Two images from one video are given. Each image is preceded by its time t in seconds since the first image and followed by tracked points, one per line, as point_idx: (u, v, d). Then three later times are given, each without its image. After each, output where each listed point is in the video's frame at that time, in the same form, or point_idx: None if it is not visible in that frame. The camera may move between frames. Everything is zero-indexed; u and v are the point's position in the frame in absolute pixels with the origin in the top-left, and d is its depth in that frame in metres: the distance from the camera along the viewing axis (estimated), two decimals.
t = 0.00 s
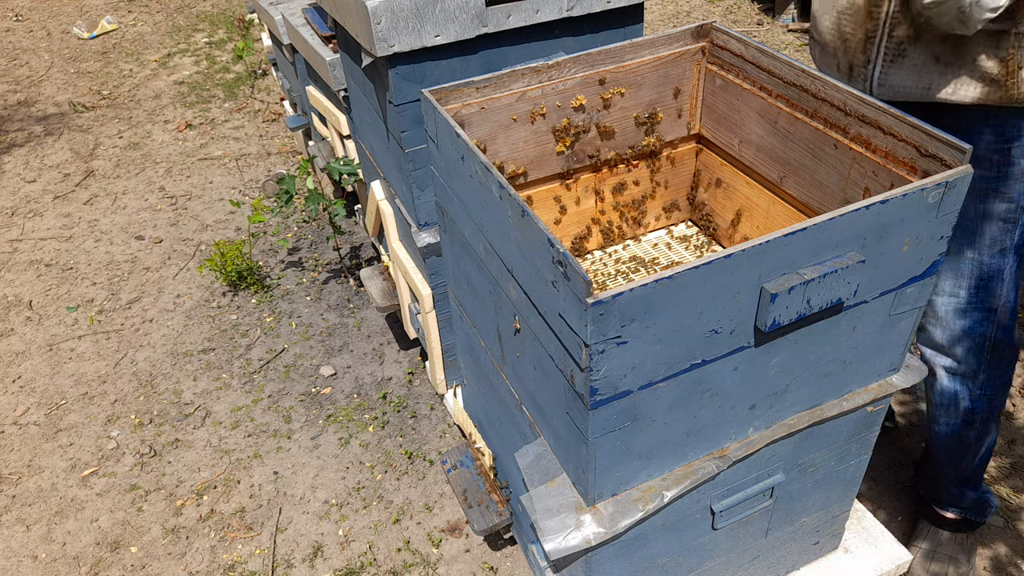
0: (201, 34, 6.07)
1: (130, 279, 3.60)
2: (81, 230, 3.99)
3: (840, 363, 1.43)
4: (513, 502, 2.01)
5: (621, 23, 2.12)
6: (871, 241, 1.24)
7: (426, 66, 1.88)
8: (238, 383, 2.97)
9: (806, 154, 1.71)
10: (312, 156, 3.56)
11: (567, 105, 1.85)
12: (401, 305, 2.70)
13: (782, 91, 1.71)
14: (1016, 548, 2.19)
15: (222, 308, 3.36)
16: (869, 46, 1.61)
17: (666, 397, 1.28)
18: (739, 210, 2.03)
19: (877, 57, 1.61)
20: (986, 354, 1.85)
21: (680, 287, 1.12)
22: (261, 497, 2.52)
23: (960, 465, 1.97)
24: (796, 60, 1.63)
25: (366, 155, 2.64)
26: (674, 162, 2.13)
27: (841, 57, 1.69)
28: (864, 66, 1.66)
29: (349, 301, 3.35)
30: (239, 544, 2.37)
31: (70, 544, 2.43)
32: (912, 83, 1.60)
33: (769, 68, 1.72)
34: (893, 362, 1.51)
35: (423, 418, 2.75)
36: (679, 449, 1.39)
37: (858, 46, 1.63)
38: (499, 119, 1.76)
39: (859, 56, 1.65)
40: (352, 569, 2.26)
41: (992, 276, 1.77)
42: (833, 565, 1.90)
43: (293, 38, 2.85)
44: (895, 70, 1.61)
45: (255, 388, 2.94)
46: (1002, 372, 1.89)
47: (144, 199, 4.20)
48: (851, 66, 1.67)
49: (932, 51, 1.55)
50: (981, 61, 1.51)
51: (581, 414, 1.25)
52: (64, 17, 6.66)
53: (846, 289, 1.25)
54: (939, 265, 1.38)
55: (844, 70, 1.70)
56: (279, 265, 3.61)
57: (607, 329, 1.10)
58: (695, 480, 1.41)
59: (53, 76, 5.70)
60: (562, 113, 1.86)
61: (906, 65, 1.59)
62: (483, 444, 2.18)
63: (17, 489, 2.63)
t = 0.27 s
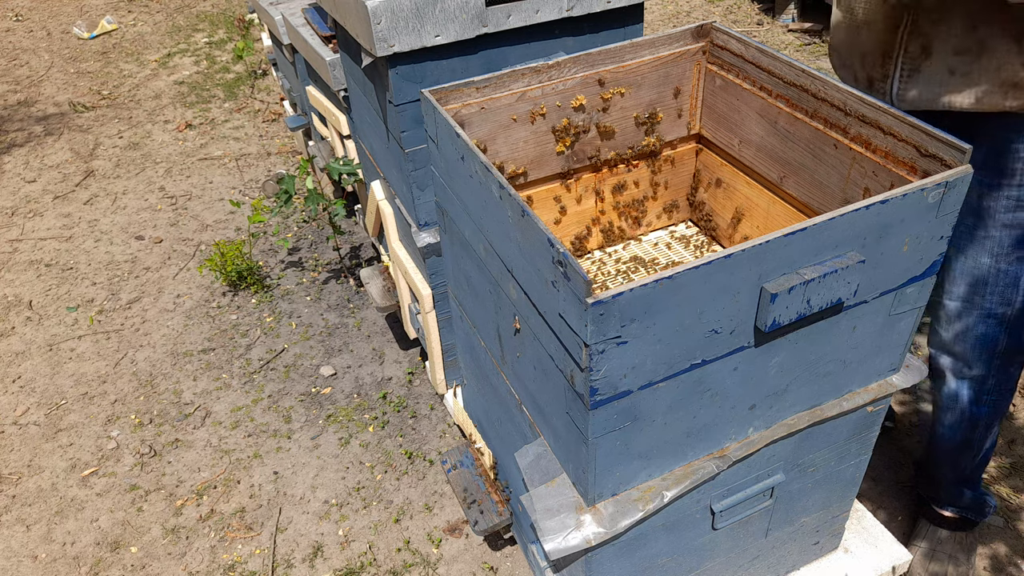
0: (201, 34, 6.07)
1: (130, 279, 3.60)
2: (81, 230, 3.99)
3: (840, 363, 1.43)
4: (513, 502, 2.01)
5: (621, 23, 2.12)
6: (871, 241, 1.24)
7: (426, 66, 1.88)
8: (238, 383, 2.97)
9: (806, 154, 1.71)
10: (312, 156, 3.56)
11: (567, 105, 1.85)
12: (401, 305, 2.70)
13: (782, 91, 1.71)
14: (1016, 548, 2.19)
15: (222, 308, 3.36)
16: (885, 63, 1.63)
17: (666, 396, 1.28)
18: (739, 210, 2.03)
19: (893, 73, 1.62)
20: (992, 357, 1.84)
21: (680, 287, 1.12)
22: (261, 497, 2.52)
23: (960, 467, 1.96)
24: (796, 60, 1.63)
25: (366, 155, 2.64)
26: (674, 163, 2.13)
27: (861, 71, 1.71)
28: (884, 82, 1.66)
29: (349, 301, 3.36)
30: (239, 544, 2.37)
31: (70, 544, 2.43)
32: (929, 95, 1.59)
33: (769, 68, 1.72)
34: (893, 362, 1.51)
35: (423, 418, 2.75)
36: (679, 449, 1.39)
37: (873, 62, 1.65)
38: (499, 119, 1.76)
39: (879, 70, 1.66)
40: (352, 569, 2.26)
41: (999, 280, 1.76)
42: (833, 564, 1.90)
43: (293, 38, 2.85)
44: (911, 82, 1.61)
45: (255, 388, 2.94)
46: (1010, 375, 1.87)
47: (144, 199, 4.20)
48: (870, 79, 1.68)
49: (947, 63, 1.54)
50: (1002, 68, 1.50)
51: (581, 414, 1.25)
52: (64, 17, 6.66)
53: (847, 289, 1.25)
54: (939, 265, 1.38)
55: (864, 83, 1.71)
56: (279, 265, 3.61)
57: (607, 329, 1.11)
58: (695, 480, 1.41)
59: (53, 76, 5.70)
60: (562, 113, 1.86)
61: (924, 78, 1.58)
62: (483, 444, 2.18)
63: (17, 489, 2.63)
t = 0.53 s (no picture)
0: (201, 34, 6.07)
1: (130, 279, 3.60)
2: (81, 230, 3.99)
3: (840, 363, 1.43)
4: (513, 503, 2.01)
5: (621, 23, 2.12)
6: (871, 241, 1.24)
7: (426, 66, 1.88)
8: (238, 383, 2.97)
9: (806, 154, 1.71)
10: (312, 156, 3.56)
11: (567, 105, 1.85)
12: (401, 305, 2.70)
13: (782, 91, 1.71)
14: (1016, 548, 2.19)
15: (222, 308, 3.36)
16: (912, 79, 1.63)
17: (666, 396, 1.28)
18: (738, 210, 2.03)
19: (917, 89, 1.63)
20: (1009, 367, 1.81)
21: (680, 287, 1.12)
22: (261, 497, 2.52)
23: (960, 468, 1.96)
24: (796, 60, 1.63)
25: (366, 155, 2.64)
26: (675, 163, 2.13)
27: (892, 85, 1.71)
28: (915, 96, 1.66)
29: (349, 301, 3.36)
30: (239, 544, 2.37)
31: (70, 544, 2.43)
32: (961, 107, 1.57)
33: (769, 68, 1.72)
34: (893, 362, 1.51)
35: (423, 418, 2.75)
36: (680, 449, 1.39)
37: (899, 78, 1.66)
38: (499, 119, 1.76)
39: (909, 85, 1.66)
40: (352, 569, 2.26)
41: (1019, 297, 1.72)
42: (833, 565, 1.90)
43: (293, 38, 2.85)
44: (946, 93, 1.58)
45: (255, 388, 2.94)
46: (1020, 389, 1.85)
47: (144, 199, 4.20)
48: (901, 94, 1.69)
49: (980, 75, 1.52)
50: None
51: (581, 414, 1.25)
52: (64, 17, 6.66)
53: (847, 289, 1.25)
54: (939, 265, 1.38)
55: (896, 98, 1.71)
56: (279, 265, 3.61)
57: (607, 329, 1.10)
58: (695, 480, 1.41)
59: (53, 76, 5.70)
60: (562, 113, 1.86)
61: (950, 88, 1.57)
62: (483, 444, 2.18)
63: (17, 489, 2.63)
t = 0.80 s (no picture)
0: (201, 34, 6.07)
1: (130, 279, 3.60)
2: (81, 230, 3.99)
3: (840, 363, 1.43)
4: (514, 503, 2.01)
5: (621, 23, 2.12)
6: (871, 241, 1.24)
7: (426, 66, 1.88)
8: (238, 383, 2.97)
9: (806, 154, 1.71)
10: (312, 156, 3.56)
11: (567, 105, 1.84)
12: (401, 305, 2.70)
13: (782, 91, 1.71)
14: (1016, 548, 2.19)
15: (222, 308, 3.36)
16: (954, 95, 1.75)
17: (666, 396, 1.28)
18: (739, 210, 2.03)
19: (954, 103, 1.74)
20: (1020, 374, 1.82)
21: (680, 287, 1.12)
22: (261, 497, 2.52)
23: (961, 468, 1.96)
24: (796, 60, 1.63)
25: (366, 154, 2.64)
26: (675, 163, 2.13)
27: (927, 100, 1.84)
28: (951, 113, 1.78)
29: (349, 301, 3.36)
30: (239, 544, 2.37)
31: (70, 544, 2.43)
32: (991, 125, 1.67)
33: (769, 68, 1.72)
34: (893, 362, 1.51)
35: (423, 418, 2.75)
36: (680, 449, 1.39)
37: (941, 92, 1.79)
38: (499, 119, 1.76)
39: (945, 102, 1.79)
40: (352, 569, 2.26)
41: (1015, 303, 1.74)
42: (834, 565, 1.90)
43: (293, 38, 2.85)
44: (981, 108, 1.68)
45: (255, 388, 2.94)
46: None
47: (144, 199, 4.20)
48: (936, 109, 1.82)
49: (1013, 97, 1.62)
50: None
51: (581, 414, 1.25)
52: (64, 17, 6.66)
53: (846, 289, 1.25)
54: (939, 265, 1.37)
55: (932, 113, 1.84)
56: (279, 265, 3.61)
57: (607, 329, 1.10)
58: (695, 480, 1.41)
59: (53, 76, 5.70)
60: (562, 113, 1.86)
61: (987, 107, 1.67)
62: (483, 444, 2.18)
63: (17, 489, 2.63)
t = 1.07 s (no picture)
0: (201, 34, 6.07)
1: (130, 279, 3.60)
2: (81, 230, 3.99)
3: (840, 363, 1.43)
4: (513, 503, 2.01)
5: (621, 23, 2.12)
6: (871, 241, 1.24)
7: (426, 66, 1.88)
8: (238, 383, 2.97)
9: (806, 154, 1.71)
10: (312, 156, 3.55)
11: (567, 105, 1.84)
12: (401, 305, 2.70)
13: (782, 91, 1.71)
14: (1016, 548, 2.19)
15: (222, 308, 3.36)
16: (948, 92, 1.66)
17: (666, 396, 1.28)
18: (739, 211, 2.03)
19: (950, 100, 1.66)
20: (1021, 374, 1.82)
21: (680, 287, 1.12)
22: (261, 497, 2.52)
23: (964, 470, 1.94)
24: (796, 60, 1.63)
25: (366, 155, 2.64)
26: (674, 163, 2.13)
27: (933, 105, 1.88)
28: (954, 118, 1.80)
29: (349, 301, 3.36)
30: (239, 544, 2.37)
31: (70, 544, 2.43)
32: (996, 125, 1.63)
33: (769, 68, 1.72)
34: (893, 362, 1.51)
35: (423, 418, 2.75)
36: (680, 449, 1.39)
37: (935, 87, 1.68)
38: (499, 119, 1.76)
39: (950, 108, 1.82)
40: (352, 569, 2.26)
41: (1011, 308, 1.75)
42: (833, 565, 1.90)
43: (293, 38, 2.85)
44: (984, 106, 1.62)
45: (255, 388, 2.94)
46: None
47: (144, 199, 4.20)
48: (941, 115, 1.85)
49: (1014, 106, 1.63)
50: None
51: (581, 414, 1.25)
52: (64, 17, 6.66)
53: (847, 289, 1.25)
54: (939, 265, 1.38)
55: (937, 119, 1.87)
56: (279, 265, 3.61)
57: (607, 329, 1.10)
58: (695, 480, 1.41)
59: (53, 76, 5.70)
60: (562, 113, 1.86)
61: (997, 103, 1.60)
62: (483, 444, 2.18)
63: (17, 489, 2.63)
